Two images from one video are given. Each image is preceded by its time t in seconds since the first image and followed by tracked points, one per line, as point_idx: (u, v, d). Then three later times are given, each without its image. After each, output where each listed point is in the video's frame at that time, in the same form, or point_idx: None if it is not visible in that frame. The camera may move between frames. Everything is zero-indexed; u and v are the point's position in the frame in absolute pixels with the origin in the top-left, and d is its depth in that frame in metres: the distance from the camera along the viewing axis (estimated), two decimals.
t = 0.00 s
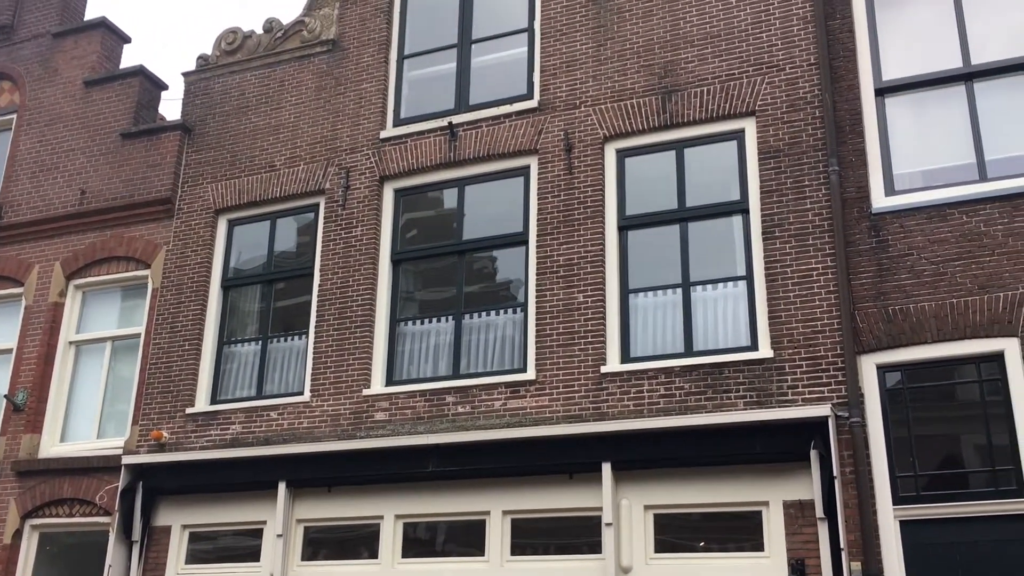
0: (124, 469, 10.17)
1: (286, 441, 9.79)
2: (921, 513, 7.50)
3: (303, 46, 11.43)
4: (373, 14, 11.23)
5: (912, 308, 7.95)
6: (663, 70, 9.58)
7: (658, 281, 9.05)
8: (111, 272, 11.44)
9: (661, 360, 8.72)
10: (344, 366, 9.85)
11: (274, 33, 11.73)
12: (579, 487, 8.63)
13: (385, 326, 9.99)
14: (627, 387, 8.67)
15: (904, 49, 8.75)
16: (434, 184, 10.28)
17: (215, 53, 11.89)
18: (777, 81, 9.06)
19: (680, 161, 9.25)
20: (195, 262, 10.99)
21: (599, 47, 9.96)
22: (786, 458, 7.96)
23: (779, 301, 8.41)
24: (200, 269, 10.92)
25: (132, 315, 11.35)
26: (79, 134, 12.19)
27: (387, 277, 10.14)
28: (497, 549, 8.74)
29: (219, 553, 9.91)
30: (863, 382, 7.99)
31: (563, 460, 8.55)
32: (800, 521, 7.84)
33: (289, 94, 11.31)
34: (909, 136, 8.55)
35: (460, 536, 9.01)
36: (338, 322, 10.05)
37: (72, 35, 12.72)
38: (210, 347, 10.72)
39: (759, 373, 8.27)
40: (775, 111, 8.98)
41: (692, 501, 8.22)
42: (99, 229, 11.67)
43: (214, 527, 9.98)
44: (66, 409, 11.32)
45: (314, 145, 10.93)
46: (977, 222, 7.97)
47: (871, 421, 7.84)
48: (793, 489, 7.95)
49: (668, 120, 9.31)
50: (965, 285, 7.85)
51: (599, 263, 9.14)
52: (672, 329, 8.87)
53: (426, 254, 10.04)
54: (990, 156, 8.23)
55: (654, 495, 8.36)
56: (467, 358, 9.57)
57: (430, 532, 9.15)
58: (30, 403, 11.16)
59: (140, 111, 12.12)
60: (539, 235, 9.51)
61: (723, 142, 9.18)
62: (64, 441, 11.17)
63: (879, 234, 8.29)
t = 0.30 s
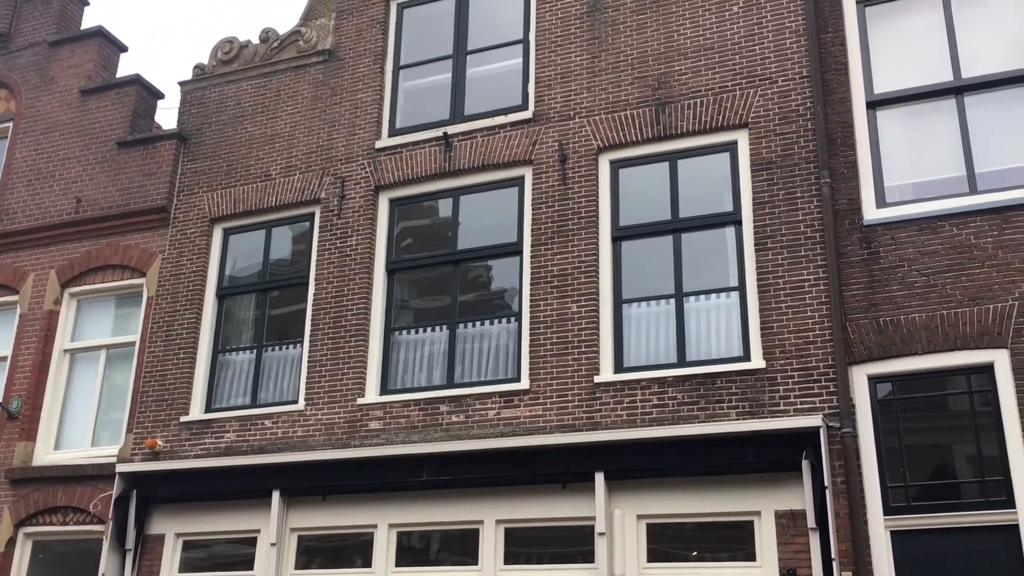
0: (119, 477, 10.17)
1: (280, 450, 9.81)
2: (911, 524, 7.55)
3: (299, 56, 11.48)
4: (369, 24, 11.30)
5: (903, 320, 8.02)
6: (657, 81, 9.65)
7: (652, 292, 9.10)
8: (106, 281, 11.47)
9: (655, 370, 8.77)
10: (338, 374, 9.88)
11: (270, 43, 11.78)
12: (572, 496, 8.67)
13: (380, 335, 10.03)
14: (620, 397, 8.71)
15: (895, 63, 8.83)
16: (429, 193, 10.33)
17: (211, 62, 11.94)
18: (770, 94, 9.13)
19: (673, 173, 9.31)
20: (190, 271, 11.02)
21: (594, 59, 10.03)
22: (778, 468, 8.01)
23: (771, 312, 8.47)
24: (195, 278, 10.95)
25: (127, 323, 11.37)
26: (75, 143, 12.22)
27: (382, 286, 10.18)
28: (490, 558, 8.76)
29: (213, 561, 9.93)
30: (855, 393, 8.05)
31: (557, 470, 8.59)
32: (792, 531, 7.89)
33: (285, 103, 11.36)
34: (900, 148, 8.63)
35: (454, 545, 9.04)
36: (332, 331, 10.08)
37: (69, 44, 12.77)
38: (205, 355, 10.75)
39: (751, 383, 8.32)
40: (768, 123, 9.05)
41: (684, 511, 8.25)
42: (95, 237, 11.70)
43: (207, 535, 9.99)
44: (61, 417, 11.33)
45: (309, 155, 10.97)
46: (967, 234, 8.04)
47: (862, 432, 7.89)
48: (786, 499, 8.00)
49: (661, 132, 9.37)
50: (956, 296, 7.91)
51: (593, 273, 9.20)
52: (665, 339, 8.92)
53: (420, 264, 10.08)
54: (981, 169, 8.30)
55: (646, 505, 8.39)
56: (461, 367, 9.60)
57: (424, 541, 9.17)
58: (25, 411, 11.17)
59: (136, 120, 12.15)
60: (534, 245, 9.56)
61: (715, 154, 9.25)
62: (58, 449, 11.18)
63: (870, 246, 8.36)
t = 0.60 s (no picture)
0: (114, 487, 10.18)
1: (276, 460, 9.83)
2: (904, 535, 7.58)
3: (296, 67, 11.54)
4: (367, 35, 11.36)
5: (896, 332, 8.06)
6: (652, 94, 9.71)
7: (646, 303, 9.15)
8: (103, 290, 11.50)
9: (649, 381, 8.81)
10: (334, 384, 9.90)
11: (267, 54, 11.84)
12: (567, 507, 8.70)
13: (376, 345, 10.05)
14: (614, 408, 8.75)
15: (888, 77, 8.90)
16: (426, 204, 10.38)
17: (208, 72, 12.00)
18: (764, 106, 9.20)
19: (668, 184, 9.36)
20: (187, 280, 11.05)
21: (589, 71, 10.10)
22: (771, 479, 8.04)
23: (765, 323, 8.51)
24: (192, 287, 10.99)
25: (123, 332, 11.39)
26: (73, 152, 12.26)
27: (378, 297, 10.22)
28: (485, 568, 8.78)
29: (208, 570, 9.94)
30: (848, 405, 8.09)
31: (551, 480, 8.62)
32: (785, 542, 7.92)
33: (282, 114, 11.41)
34: (893, 161, 8.69)
35: (448, 555, 9.05)
36: (328, 341, 10.11)
37: (67, 53, 12.81)
38: (201, 365, 10.77)
39: (745, 394, 8.36)
40: (762, 135, 9.11)
41: (678, 522, 8.28)
42: (92, 246, 11.73)
43: (202, 545, 10.00)
44: (56, 426, 11.34)
45: (306, 165, 11.02)
46: (959, 247, 8.10)
47: (855, 443, 7.93)
48: (779, 510, 8.03)
49: (656, 144, 9.43)
50: (948, 309, 7.97)
51: (588, 284, 9.24)
52: (659, 350, 8.96)
53: (416, 274, 10.12)
54: (973, 182, 8.36)
55: (641, 515, 8.42)
56: (456, 377, 9.63)
57: (419, 550, 9.19)
58: (20, 420, 11.17)
59: (133, 130, 12.19)
60: (529, 256, 9.60)
61: (710, 166, 9.31)
62: (53, 457, 11.19)
63: (863, 258, 8.41)
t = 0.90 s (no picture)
0: (111, 498, 10.18)
1: (273, 471, 9.85)
2: (898, 548, 7.61)
3: (295, 80, 11.62)
4: (366, 49, 11.44)
5: (890, 346, 8.11)
6: (648, 108, 9.79)
7: (642, 316, 9.19)
8: (101, 301, 11.53)
9: (645, 394, 8.84)
10: (331, 396, 9.93)
11: (267, 66, 11.91)
12: (563, 519, 8.72)
13: (373, 357, 10.09)
14: (610, 420, 8.78)
15: (883, 92, 8.97)
16: (423, 216, 10.43)
17: (208, 85, 12.07)
18: (759, 121, 9.27)
19: (665, 198, 9.42)
20: (185, 291, 11.09)
21: (586, 85, 10.17)
22: (766, 492, 8.07)
23: (761, 336, 8.55)
24: (190, 298, 11.02)
25: (121, 343, 11.42)
26: (72, 163, 12.32)
27: (375, 308, 10.26)
28: None
29: None
30: (842, 418, 8.13)
31: (548, 492, 8.64)
32: (780, 555, 7.94)
33: (281, 126, 11.48)
34: (888, 176, 8.75)
35: (444, 567, 9.07)
36: (326, 353, 10.14)
37: (68, 65, 12.88)
38: (199, 376, 10.80)
39: (740, 407, 8.39)
40: (757, 150, 9.18)
41: (674, 534, 8.30)
42: (90, 257, 11.76)
43: (199, 556, 10.00)
44: (54, 437, 11.36)
45: (305, 177, 11.07)
46: (953, 261, 8.16)
47: (850, 456, 7.96)
48: (774, 522, 8.06)
49: (653, 157, 9.50)
50: (943, 323, 8.02)
51: (584, 296, 9.28)
52: (655, 363, 9.00)
53: (414, 286, 10.16)
54: (967, 197, 8.42)
55: (637, 528, 8.44)
56: (453, 389, 9.66)
57: (415, 562, 9.20)
58: (18, 430, 11.20)
59: (132, 141, 12.24)
60: (526, 269, 9.65)
61: (706, 180, 9.37)
62: (50, 468, 11.20)
63: (858, 272, 8.47)
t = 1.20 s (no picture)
0: (108, 510, 10.19)
1: (270, 484, 9.84)
2: (895, 563, 7.61)
3: (295, 94, 11.68)
4: (365, 63, 11.50)
5: (887, 360, 8.13)
6: (646, 123, 9.84)
7: (640, 330, 9.21)
8: (100, 313, 11.55)
9: (642, 408, 8.86)
10: (329, 409, 9.94)
11: (267, 80, 11.97)
12: (560, 533, 8.71)
13: (371, 370, 10.10)
14: (608, 434, 8.79)
15: (879, 108, 9.02)
16: (422, 230, 10.46)
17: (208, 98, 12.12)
18: (757, 136, 9.32)
19: (662, 212, 9.46)
20: (184, 303, 11.12)
21: (585, 100, 10.22)
22: (763, 507, 8.08)
23: (758, 351, 8.57)
24: (189, 311, 11.05)
25: (119, 355, 11.43)
26: (72, 176, 12.36)
27: (374, 321, 10.28)
28: None
29: None
30: (839, 433, 8.15)
31: (545, 506, 8.64)
32: (777, 569, 7.94)
33: (281, 140, 11.53)
34: (884, 191, 8.79)
35: None
36: (324, 366, 10.16)
37: (69, 78, 12.94)
38: (197, 388, 10.80)
39: (737, 422, 8.41)
40: (755, 165, 9.22)
41: (670, 549, 8.30)
42: (89, 270, 11.79)
43: (195, 569, 9.99)
44: (51, 449, 11.35)
45: (304, 191, 11.11)
46: (949, 276, 8.19)
47: (847, 471, 7.98)
48: (771, 537, 8.06)
49: (650, 172, 9.54)
50: (939, 338, 8.05)
51: (582, 310, 9.31)
52: (653, 377, 9.02)
53: (412, 300, 10.18)
54: (963, 213, 8.46)
55: (634, 542, 8.44)
56: (451, 403, 9.67)
57: None
58: (15, 442, 11.19)
59: (132, 154, 12.28)
60: (524, 283, 9.68)
61: (703, 195, 9.41)
62: (48, 480, 11.20)
63: (855, 287, 8.50)
